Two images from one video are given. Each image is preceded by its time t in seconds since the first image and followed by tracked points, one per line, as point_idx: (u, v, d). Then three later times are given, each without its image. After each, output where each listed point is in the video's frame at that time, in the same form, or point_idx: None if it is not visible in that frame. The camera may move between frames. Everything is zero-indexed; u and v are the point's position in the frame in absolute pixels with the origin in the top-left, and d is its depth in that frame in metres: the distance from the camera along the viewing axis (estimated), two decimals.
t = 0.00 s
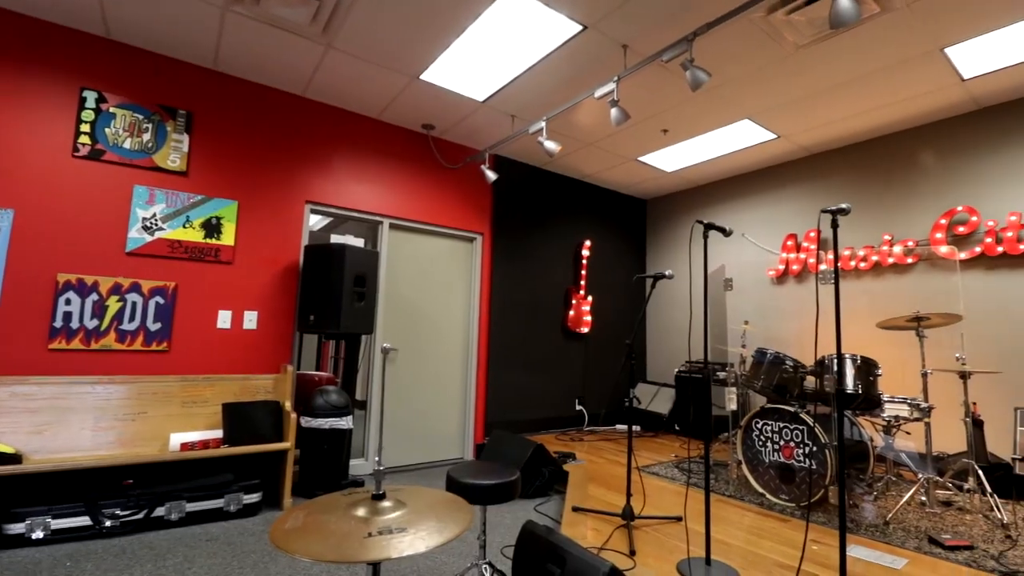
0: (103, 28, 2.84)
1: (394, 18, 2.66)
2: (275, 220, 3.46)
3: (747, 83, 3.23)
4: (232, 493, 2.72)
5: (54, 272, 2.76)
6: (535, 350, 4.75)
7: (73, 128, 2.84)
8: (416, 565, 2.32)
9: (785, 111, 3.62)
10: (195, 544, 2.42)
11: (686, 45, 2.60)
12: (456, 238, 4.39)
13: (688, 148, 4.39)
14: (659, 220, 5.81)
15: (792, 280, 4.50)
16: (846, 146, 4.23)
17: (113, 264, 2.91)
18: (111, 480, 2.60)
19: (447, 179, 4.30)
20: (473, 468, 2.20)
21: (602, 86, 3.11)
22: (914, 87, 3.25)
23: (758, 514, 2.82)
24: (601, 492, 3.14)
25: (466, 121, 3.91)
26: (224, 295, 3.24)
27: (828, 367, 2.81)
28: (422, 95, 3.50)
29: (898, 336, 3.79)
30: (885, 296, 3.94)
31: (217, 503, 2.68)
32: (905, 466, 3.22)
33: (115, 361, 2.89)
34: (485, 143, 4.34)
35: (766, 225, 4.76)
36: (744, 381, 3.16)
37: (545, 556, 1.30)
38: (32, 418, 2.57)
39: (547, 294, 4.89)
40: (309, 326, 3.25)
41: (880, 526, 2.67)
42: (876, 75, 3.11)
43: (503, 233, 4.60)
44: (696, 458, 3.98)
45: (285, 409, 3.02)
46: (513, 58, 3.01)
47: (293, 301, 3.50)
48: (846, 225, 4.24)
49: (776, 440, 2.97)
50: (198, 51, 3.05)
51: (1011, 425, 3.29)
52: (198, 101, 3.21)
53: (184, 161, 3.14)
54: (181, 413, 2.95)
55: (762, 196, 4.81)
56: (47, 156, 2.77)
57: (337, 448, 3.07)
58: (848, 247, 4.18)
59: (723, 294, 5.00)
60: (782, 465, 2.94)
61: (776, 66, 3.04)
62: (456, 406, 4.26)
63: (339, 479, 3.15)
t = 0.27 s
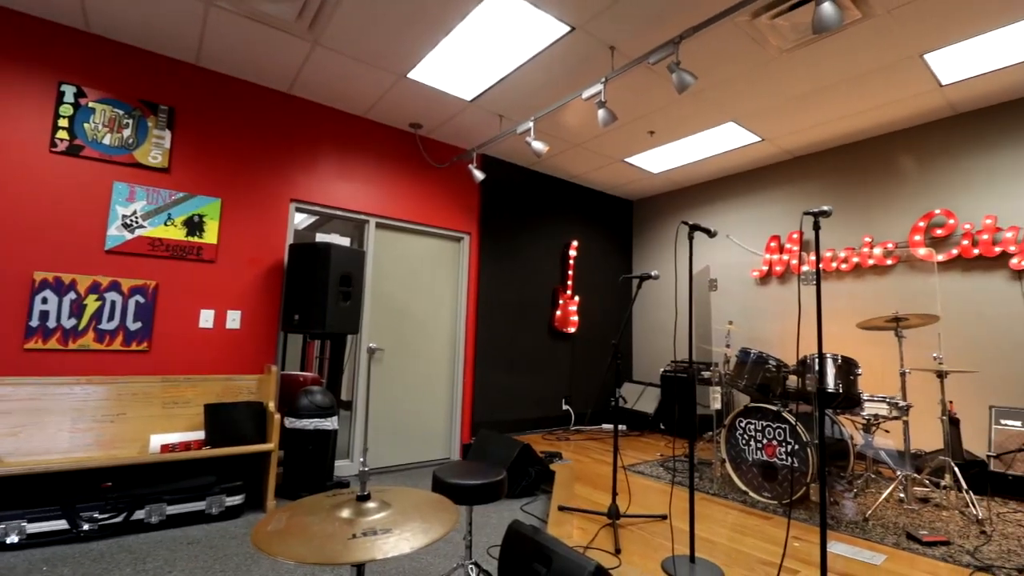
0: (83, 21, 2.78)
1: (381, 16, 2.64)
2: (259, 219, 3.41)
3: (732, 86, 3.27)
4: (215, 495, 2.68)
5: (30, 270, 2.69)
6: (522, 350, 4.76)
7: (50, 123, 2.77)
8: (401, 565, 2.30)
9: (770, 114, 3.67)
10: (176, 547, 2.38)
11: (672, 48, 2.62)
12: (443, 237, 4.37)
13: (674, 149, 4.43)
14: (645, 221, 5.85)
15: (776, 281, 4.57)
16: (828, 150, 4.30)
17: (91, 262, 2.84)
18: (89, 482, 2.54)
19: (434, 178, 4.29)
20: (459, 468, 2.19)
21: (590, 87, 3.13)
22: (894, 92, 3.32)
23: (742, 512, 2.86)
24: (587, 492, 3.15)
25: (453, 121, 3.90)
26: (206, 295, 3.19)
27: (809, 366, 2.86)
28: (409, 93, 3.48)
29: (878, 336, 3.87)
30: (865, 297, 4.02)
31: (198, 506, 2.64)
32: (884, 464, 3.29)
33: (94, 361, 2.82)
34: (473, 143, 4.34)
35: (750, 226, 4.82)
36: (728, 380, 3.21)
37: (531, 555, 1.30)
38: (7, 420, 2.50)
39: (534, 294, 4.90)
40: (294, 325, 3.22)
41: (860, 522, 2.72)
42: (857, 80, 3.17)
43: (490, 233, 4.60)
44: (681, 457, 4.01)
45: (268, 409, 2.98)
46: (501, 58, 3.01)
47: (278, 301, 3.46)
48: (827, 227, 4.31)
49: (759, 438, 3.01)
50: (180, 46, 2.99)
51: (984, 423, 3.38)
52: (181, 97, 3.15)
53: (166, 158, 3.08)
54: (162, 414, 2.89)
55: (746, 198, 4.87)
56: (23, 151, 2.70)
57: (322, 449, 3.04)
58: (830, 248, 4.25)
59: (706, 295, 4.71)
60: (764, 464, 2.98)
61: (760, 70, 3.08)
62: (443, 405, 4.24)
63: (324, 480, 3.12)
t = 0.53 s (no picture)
0: (61, 14, 2.72)
1: (368, 14, 2.63)
2: (243, 217, 3.37)
3: (717, 89, 3.31)
4: (196, 498, 2.64)
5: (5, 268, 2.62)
6: (509, 350, 4.76)
7: (26, 118, 2.70)
8: (387, 566, 2.29)
9: (754, 117, 3.72)
10: (156, 550, 2.34)
11: (659, 50, 2.64)
12: (430, 237, 4.36)
13: (660, 151, 4.46)
14: (632, 222, 5.90)
15: (760, 282, 4.63)
16: (810, 153, 4.37)
17: (69, 260, 2.78)
18: (66, 486, 2.49)
19: (421, 177, 4.27)
20: (445, 469, 2.18)
21: (577, 88, 3.14)
22: (875, 97, 3.38)
23: (726, 510, 2.89)
24: (574, 491, 3.17)
25: (441, 120, 3.89)
26: (188, 294, 3.14)
27: (792, 365, 2.91)
28: (396, 91, 3.46)
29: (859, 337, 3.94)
30: (846, 297, 4.10)
31: (180, 508, 2.59)
32: (864, 461, 3.35)
33: (72, 362, 2.76)
34: (461, 142, 4.33)
35: (734, 228, 4.88)
36: (713, 380, 3.25)
37: (517, 555, 1.30)
38: None
39: (521, 294, 4.91)
40: (279, 325, 3.18)
41: (840, 519, 2.77)
42: (839, 85, 3.23)
43: (478, 233, 4.60)
44: (666, 456, 4.04)
45: (252, 410, 2.94)
46: (489, 57, 3.01)
47: (262, 300, 3.41)
48: (810, 229, 4.38)
49: (742, 437, 3.04)
50: (163, 40, 2.94)
51: (961, 421, 3.46)
52: (163, 92, 3.10)
53: (147, 154, 3.02)
54: (142, 415, 2.84)
55: (731, 200, 4.93)
56: None
57: (307, 450, 3.02)
58: (813, 250, 4.32)
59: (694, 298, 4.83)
60: (748, 462, 3.02)
61: (745, 73, 3.11)
62: (429, 405, 4.22)
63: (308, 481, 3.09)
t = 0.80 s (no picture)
0: (41, 7, 2.66)
1: (356, 11, 2.61)
2: (228, 215, 3.32)
3: (705, 91, 3.34)
4: (179, 500, 2.60)
5: None
6: (497, 350, 4.76)
7: (4, 112, 2.64)
8: (374, 568, 2.27)
9: (741, 119, 3.76)
10: (138, 554, 2.30)
11: (647, 52, 2.65)
12: (418, 236, 4.34)
13: (648, 152, 4.50)
14: (620, 223, 5.93)
15: (745, 283, 4.68)
16: (795, 156, 4.43)
17: (48, 258, 2.72)
18: (45, 489, 2.43)
19: (409, 176, 4.25)
20: (432, 469, 2.17)
21: (566, 89, 3.15)
22: (859, 101, 3.43)
23: (711, 508, 2.93)
24: (561, 491, 3.18)
25: (430, 119, 3.87)
26: (171, 293, 3.09)
27: (776, 365, 2.95)
28: (385, 90, 3.44)
29: (842, 337, 4.01)
30: (830, 298, 4.16)
31: (162, 511, 2.55)
32: (847, 459, 3.40)
33: (50, 362, 2.71)
34: (450, 142, 4.32)
35: (721, 229, 4.93)
36: (699, 379, 3.28)
37: (505, 555, 1.30)
38: None
39: (510, 294, 4.91)
40: (264, 325, 3.14)
41: (823, 516, 2.82)
42: (824, 88, 3.28)
43: (467, 233, 4.59)
44: (653, 455, 4.07)
45: (237, 411, 2.90)
46: (478, 57, 3.01)
47: (247, 300, 3.37)
48: (794, 230, 4.44)
49: (728, 436, 3.07)
50: (146, 35, 2.89)
51: (940, 419, 3.54)
52: (146, 88, 3.04)
53: (130, 151, 2.97)
54: (123, 417, 2.79)
55: (717, 201, 4.98)
56: None
57: (292, 451, 2.99)
58: (797, 251, 4.39)
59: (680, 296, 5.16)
60: (733, 460, 3.05)
61: (732, 76, 3.15)
62: (417, 405, 4.21)
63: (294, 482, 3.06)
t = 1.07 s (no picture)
0: None
1: (344, 9, 2.59)
2: (213, 213, 3.28)
3: (693, 93, 3.36)
4: (163, 502, 2.56)
5: None
6: (486, 349, 4.76)
7: None
8: (361, 569, 2.26)
9: (729, 121, 3.80)
10: (120, 557, 2.26)
11: (636, 53, 2.67)
12: (407, 235, 4.32)
13: (637, 153, 4.52)
14: (609, 223, 5.96)
15: (732, 284, 4.73)
16: (781, 158, 4.49)
17: (28, 256, 2.67)
18: (24, 491, 2.38)
19: (399, 175, 4.22)
20: (420, 469, 2.16)
21: (556, 89, 3.15)
22: (844, 104, 3.48)
23: (698, 506, 2.95)
24: (550, 490, 3.18)
25: (420, 118, 3.86)
26: (155, 292, 3.04)
27: (762, 364, 2.98)
28: (373, 88, 3.42)
29: (825, 337, 4.08)
30: (815, 299, 4.22)
31: (145, 513, 2.52)
32: (831, 457, 3.45)
33: (30, 362, 2.65)
34: (440, 141, 4.30)
35: (708, 229, 4.97)
36: (686, 379, 3.31)
37: (493, 555, 1.30)
38: None
39: (499, 294, 4.91)
40: (250, 325, 3.11)
41: (808, 514, 2.86)
42: (810, 92, 3.32)
43: (456, 232, 4.58)
44: (641, 454, 4.10)
45: (222, 411, 2.86)
46: (468, 57, 3.00)
47: (233, 299, 3.33)
48: (780, 232, 4.50)
49: (715, 435, 3.10)
50: (130, 29, 2.84)
51: (920, 418, 3.61)
52: (130, 83, 3.00)
53: (113, 148, 2.92)
54: (105, 418, 2.74)
55: (705, 202, 5.02)
56: None
57: (279, 452, 2.96)
58: (783, 252, 4.44)
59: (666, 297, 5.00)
60: (720, 459, 3.08)
61: (721, 78, 3.17)
62: (406, 405, 4.19)
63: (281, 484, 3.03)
